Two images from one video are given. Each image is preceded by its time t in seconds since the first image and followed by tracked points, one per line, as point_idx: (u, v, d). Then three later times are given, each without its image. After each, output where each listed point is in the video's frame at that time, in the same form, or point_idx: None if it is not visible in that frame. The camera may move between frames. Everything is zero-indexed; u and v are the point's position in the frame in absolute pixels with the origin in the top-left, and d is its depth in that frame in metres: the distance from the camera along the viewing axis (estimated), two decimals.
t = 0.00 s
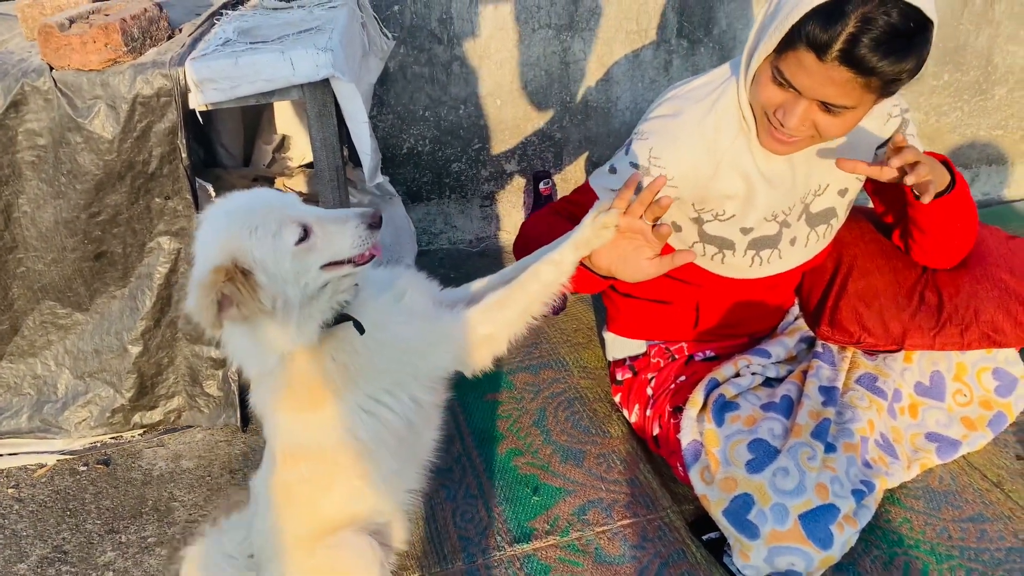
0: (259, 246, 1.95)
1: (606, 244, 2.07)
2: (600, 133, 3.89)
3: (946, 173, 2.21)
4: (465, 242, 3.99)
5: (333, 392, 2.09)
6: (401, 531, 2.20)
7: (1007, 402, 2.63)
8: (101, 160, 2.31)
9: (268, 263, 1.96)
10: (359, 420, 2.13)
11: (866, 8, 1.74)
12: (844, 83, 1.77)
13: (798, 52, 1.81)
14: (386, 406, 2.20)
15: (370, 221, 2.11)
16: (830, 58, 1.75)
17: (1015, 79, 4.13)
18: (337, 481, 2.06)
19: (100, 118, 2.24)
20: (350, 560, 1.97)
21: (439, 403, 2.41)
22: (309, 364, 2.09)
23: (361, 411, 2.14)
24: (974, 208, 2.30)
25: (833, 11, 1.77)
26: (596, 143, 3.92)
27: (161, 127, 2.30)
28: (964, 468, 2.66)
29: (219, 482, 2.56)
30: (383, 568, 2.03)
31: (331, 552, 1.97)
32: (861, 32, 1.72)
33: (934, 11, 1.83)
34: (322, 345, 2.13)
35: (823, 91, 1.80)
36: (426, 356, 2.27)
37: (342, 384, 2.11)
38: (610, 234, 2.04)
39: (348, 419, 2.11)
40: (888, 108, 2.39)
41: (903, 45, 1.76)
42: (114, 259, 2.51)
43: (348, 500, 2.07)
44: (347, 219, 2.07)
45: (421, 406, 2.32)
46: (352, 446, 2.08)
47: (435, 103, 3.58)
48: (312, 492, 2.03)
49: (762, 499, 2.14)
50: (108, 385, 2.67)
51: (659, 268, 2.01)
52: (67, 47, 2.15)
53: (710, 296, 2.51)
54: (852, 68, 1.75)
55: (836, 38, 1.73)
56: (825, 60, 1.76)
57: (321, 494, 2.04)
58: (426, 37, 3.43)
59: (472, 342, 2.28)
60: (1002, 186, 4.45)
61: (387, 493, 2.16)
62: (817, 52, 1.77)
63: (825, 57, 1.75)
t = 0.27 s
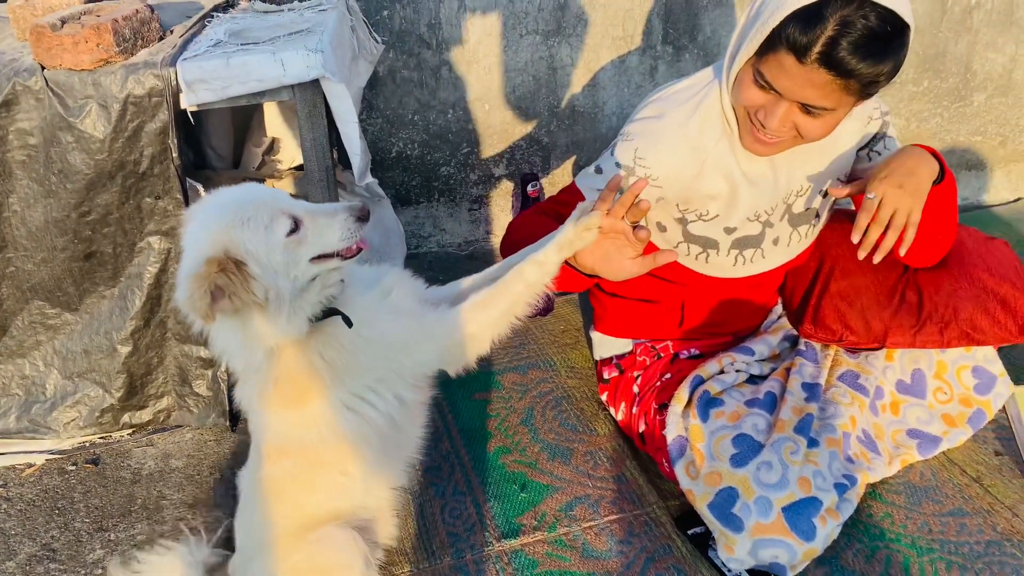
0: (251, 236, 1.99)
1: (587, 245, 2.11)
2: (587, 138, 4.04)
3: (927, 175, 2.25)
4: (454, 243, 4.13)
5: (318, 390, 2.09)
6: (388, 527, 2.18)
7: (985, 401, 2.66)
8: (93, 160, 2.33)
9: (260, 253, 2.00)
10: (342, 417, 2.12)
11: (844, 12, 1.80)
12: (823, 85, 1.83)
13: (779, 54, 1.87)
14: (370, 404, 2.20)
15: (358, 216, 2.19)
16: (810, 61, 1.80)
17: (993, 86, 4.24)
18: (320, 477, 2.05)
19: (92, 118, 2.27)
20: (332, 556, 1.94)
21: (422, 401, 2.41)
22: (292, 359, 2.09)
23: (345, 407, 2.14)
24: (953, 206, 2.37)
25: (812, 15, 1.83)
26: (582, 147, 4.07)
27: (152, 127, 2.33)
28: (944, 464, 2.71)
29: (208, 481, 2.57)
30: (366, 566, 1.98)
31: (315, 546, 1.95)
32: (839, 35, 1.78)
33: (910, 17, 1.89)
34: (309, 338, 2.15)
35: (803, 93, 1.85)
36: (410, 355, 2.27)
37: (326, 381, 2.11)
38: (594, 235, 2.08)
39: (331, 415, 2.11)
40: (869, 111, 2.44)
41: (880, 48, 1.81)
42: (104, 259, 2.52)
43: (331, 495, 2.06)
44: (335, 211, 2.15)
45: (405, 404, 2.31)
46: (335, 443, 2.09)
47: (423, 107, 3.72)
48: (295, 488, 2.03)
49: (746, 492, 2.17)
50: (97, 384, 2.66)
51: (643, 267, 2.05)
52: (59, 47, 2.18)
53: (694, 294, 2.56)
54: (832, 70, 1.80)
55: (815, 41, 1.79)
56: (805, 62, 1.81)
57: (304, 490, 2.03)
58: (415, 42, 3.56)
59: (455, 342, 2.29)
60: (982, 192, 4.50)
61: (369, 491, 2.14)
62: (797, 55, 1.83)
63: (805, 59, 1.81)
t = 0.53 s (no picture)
0: (254, 238, 2.09)
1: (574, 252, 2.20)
2: (573, 147, 4.16)
3: (898, 181, 2.36)
4: (444, 250, 4.23)
5: (311, 385, 2.16)
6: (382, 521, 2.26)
7: (956, 399, 2.77)
8: (96, 165, 2.39)
9: (263, 254, 2.10)
10: (337, 413, 2.19)
11: (817, 26, 1.92)
12: (798, 94, 1.94)
13: (756, 66, 1.98)
14: (364, 403, 2.26)
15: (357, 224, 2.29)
16: (785, 72, 1.92)
17: (963, 99, 4.43)
18: (317, 473, 2.12)
19: (95, 125, 2.34)
20: (327, 549, 2.02)
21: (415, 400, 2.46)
22: (288, 355, 2.16)
23: (341, 405, 2.21)
24: (922, 213, 2.47)
25: (787, 29, 1.95)
26: (568, 156, 4.20)
27: (154, 134, 2.39)
28: (918, 459, 2.83)
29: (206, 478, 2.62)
30: (359, 558, 2.06)
31: (312, 538, 2.03)
32: (812, 48, 1.90)
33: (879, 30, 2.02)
34: (306, 338, 2.22)
35: (780, 103, 1.97)
36: (402, 357, 2.30)
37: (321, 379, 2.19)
38: (581, 241, 2.16)
39: (327, 412, 2.17)
40: (843, 121, 2.56)
41: (851, 60, 1.93)
42: (104, 262, 2.57)
43: (326, 492, 2.14)
44: (336, 219, 2.25)
45: (397, 404, 2.37)
46: (329, 438, 2.14)
47: (414, 117, 3.83)
48: (292, 485, 2.10)
49: (729, 484, 2.27)
50: (96, 386, 2.72)
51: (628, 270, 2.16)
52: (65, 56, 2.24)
53: (677, 296, 2.67)
54: (806, 81, 1.92)
55: (790, 54, 1.90)
56: (781, 73, 1.92)
57: (300, 484, 2.10)
58: (406, 54, 3.67)
59: (446, 346, 2.31)
60: (954, 202, 4.70)
61: (364, 486, 2.21)
62: (773, 66, 1.94)
63: (781, 70, 1.92)
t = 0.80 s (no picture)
0: (240, 237, 2.20)
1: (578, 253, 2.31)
2: (565, 154, 4.30)
3: (878, 182, 2.51)
4: (438, 252, 4.35)
5: (319, 371, 2.26)
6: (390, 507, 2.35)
7: (933, 392, 2.93)
8: (111, 165, 2.47)
9: (243, 254, 2.19)
10: (344, 400, 2.27)
11: (803, 36, 2.06)
12: (786, 100, 2.08)
13: (746, 74, 2.12)
14: (372, 390, 2.32)
15: (345, 233, 2.24)
16: (774, 79, 2.05)
17: (939, 110, 4.63)
18: (322, 457, 2.18)
19: (111, 126, 2.42)
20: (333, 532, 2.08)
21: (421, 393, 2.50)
22: (296, 341, 2.27)
23: (348, 391, 2.28)
24: (901, 217, 2.63)
25: (775, 39, 2.09)
26: (560, 163, 4.33)
27: (167, 136, 2.46)
28: (898, 449, 2.96)
29: (213, 470, 2.69)
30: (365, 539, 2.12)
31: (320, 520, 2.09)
32: (800, 56, 2.04)
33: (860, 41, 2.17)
34: (302, 331, 2.28)
35: (769, 108, 2.10)
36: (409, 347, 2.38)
37: (329, 366, 2.27)
38: (582, 241, 2.24)
39: (335, 398, 2.26)
40: (826, 127, 2.72)
41: (835, 68, 2.07)
42: (115, 260, 2.64)
43: (331, 477, 2.19)
44: (322, 222, 2.24)
45: (404, 393, 2.41)
46: (336, 422, 2.23)
47: (411, 124, 3.96)
48: (300, 464, 2.15)
49: (720, 469, 2.38)
50: (105, 381, 2.78)
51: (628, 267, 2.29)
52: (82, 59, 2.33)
53: (669, 294, 2.80)
54: (793, 87, 2.05)
55: (778, 63, 2.04)
56: (770, 81, 2.06)
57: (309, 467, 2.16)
58: (404, 62, 3.79)
59: (451, 335, 2.37)
60: (930, 209, 4.93)
61: (370, 471, 2.29)
62: (763, 74, 2.07)
63: (770, 78, 2.06)
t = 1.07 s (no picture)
0: (279, 228, 2.36)
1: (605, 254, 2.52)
2: (570, 160, 4.44)
3: (878, 183, 2.67)
4: (446, 254, 4.48)
5: (356, 357, 2.39)
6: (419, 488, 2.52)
7: (927, 384, 3.05)
8: (149, 163, 2.59)
9: (282, 244, 2.35)
10: (377, 384, 2.38)
11: (812, 46, 2.22)
12: (795, 105, 2.24)
13: (758, 80, 2.28)
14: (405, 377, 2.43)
15: (366, 218, 2.33)
16: (785, 85, 2.21)
17: (925, 120, 4.84)
18: (360, 440, 2.31)
19: (151, 126, 2.54)
20: (369, 512, 2.22)
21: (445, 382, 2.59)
22: (335, 325, 2.42)
23: (381, 376, 2.39)
24: (898, 217, 2.78)
25: (786, 48, 2.25)
26: (565, 169, 4.47)
27: (203, 135, 2.57)
28: (894, 437, 3.11)
29: (241, 459, 2.78)
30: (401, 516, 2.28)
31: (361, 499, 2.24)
32: (808, 64, 2.20)
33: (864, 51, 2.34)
34: (342, 315, 2.42)
35: (780, 112, 2.26)
36: (438, 335, 2.48)
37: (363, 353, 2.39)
38: (605, 246, 2.46)
39: (368, 383, 2.38)
40: (828, 133, 2.88)
41: (840, 76, 2.24)
42: (148, 255, 2.74)
43: (366, 458, 2.32)
44: (345, 209, 2.34)
45: (432, 380, 2.51)
46: (370, 405, 2.35)
47: (422, 129, 4.09)
48: (340, 446, 2.28)
49: (733, 452, 2.51)
50: (134, 373, 2.87)
51: (651, 266, 2.50)
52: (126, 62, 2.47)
53: (680, 289, 2.94)
54: (802, 93, 2.21)
55: (788, 70, 2.20)
56: (781, 86, 2.22)
57: (348, 449, 2.29)
58: (417, 70, 3.93)
59: (483, 329, 2.53)
60: (917, 214, 5.13)
61: (402, 454, 2.41)
62: (774, 81, 2.23)
63: (780, 84, 2.22)
